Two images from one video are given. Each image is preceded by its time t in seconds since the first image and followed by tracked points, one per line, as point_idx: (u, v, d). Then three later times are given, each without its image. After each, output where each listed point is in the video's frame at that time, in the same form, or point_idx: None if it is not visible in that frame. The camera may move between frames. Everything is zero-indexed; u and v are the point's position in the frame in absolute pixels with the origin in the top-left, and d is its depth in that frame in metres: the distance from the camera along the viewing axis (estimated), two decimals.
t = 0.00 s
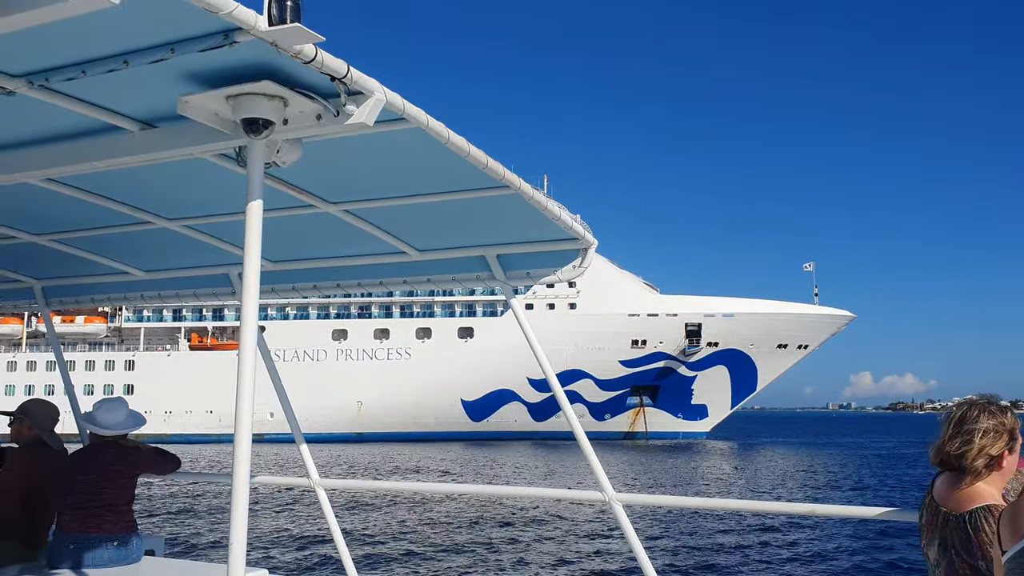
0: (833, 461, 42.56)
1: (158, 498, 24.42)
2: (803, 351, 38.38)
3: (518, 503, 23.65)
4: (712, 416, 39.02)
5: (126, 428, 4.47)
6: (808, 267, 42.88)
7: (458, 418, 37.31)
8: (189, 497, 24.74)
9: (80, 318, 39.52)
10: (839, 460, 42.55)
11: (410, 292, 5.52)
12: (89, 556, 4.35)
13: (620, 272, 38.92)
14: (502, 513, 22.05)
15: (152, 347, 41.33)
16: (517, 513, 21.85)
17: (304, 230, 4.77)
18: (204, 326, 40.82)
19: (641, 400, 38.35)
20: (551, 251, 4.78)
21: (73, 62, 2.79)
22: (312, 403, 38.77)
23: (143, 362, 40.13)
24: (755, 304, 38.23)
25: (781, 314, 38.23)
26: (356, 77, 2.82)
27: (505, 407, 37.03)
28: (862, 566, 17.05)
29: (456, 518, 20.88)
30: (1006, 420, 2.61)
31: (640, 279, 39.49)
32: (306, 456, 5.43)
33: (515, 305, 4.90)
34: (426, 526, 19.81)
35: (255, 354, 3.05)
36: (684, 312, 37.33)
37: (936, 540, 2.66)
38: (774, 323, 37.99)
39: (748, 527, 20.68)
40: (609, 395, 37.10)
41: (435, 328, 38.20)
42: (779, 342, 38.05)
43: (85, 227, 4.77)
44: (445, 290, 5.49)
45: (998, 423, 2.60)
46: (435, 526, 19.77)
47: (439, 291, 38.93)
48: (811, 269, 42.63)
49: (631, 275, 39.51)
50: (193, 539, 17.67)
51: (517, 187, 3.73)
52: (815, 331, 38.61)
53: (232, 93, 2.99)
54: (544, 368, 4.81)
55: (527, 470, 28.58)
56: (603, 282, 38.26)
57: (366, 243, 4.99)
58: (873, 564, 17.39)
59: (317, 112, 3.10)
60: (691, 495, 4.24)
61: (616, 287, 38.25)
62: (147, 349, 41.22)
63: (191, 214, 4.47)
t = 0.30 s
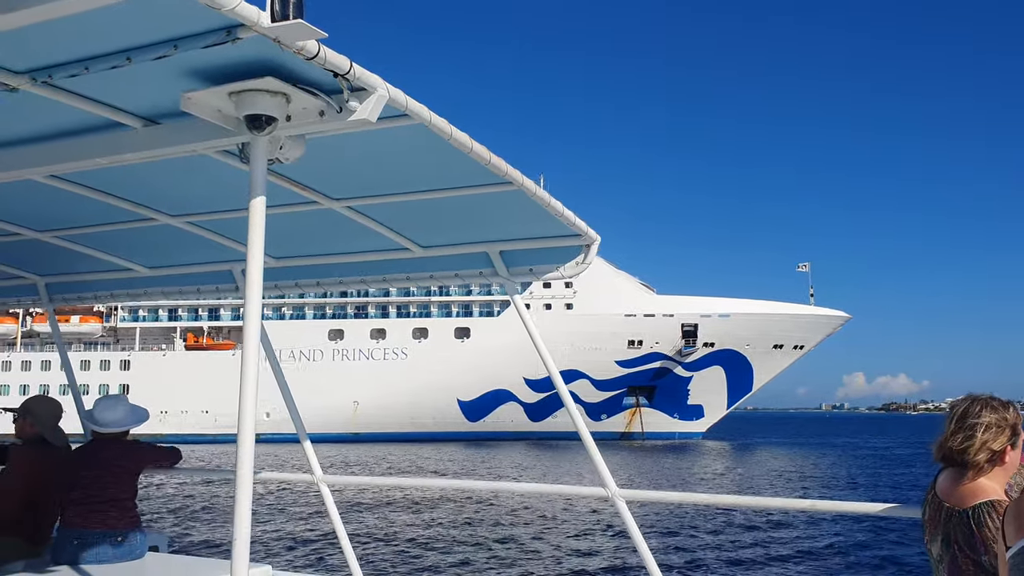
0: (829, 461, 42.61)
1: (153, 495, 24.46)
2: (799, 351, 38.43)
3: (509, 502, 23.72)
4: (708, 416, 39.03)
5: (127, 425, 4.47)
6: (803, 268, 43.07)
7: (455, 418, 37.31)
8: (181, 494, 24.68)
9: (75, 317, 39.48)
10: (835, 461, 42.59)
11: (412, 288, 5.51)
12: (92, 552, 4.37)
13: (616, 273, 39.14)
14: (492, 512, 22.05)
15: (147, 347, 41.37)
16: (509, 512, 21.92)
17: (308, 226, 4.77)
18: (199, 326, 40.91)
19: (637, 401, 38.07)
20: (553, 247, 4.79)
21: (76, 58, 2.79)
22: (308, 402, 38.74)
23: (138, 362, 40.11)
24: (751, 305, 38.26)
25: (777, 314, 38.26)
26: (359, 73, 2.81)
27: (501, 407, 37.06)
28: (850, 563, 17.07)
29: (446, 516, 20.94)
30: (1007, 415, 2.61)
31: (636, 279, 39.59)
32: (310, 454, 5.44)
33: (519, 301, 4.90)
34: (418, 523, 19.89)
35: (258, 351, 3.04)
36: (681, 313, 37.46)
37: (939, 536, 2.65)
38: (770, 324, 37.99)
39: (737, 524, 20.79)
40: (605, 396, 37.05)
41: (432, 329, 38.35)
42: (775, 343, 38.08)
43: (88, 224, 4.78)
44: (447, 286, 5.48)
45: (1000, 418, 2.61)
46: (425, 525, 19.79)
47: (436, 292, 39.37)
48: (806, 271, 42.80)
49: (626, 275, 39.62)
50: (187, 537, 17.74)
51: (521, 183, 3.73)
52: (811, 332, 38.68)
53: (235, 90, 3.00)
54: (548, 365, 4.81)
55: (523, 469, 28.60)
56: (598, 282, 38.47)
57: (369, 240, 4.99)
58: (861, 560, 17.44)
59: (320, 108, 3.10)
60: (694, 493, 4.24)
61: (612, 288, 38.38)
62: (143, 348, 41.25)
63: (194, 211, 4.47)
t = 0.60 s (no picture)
0: (826, 462, 42.64)
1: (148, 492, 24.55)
2: (797, 352, 38.27)
3: (498, 501, 23.69)
4: (705, 416, 39.16)
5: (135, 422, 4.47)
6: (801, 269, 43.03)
7: (452, 419, 37.38)
8: (173, 491, 24.76)
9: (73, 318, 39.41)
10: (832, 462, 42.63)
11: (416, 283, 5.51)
12: (98, 548, 4.37)
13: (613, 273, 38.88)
14: (481, 511, 22.00)
15: (144, 347, 41.52)
16: (501, 509, 22.00)
17: (313, 223, 4.78)
18: (197, 326, 41.03)
19: (635, 402, 38.03)
20: (558, 243, 4.79)
21: (81, 54, 2.79)
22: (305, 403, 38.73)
23: (135, 362, 40.16)
24: (749, 305, 38.15)
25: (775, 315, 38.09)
26: (363, 69, 2.81)
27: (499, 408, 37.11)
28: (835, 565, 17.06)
29: (437, 515, 21.01)
30: (1014, 409, 2.61)
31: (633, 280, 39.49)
32: (315, 450, 5.45)
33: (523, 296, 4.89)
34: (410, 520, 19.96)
35: (264, 346, 3.04)
36: (679, 314, 37.28)
37: (944, 532, 2.65)
38: (769, 324, 37.79)
39: (727, 523, 20.93)
40: (602, 396, 37.19)
41: (430, 329, 38.49)
42: (773, 344, 37.87)
43: (94, 220, 4.79)
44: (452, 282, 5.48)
45: (1006, 412, 2.61)
46: (411, 523, 19.75)
47: (434, 292, 39.27)
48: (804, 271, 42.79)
49: (624, 275, 39.50)
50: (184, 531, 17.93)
51: (525, 179, 3.73)
52: (809, 333, 38.64)
53: (239, 86, 2.99)
54: (553, 361, 4.80)
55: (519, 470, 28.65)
56: (597, 282, 38.28)
57: (374, 235, 5.00)
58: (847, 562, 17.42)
59: (324, 104, 3.10)
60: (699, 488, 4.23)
61: (610, 289, 38.17)
62: (140, 348, 41.38)
63: (197, 207, 4.47)
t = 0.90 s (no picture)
0: (822, 462, 42.76)
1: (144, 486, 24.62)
2: (792, 352, 38.29)
3: (490, 497, 23.63)
4: (702, 417, 39.05)
5: (143, 415, 4.47)
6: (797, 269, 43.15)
7: (448, 419, 37.42)
8: (167, 486, 24.77)
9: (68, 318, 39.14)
10: (828, 462, 42.74)
11: (419, 278, 5.51)
12: (102, 542, 4.39)
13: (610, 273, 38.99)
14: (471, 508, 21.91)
15: (140, 347, 41.57)
16: (493, 505, 22.11)
17: (318, 217, 4.78)
18: (193, 326, 41.02)
19: (632, 402, 38.10)
20: (559, 238, 4.79)
21: (83, 50, 2.79)
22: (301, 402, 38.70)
23: (131, 362, 40.13)
24: (744, 306, 38.25)
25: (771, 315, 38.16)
26: (365, 64, 2.81)
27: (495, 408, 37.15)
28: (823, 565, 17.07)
29: (429, 510, 21.09)
30: (1018, 403, 2.61)
31: (629, 281, 39.49)
32: (318, 447, 5.44)
33: (525, 291, 4.89)
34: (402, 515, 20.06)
35: (267, 342, 3.04)
36: (675, 314, 37.19)
37: (946, 526, 2.65)
38: (765, 325, 37.85)
39: (715, 522, 21.07)
40: (599, 396, 37.09)
41: (426, 329, 38.44)
42: (769, 344, 37.91)
43: (97, 215, 4.79)
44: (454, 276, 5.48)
45: (1009, 406, 2.60)
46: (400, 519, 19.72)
47: (431, 292, 39.17)
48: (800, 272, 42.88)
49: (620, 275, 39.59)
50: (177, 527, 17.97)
51: (527, 174, 3.73)
52: (805, 333, 38.69)
53: (240, 81, 2.99)
54: (555, 356, 4.81)
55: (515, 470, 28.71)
56: (593, 283, 38.37)
57: (375, 230, 4.99)
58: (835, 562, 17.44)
59: (326, 99, 3.10)
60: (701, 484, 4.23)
61: (606, 290, 38.11)
62: (135, 349, 41.43)
63: (199, 202, 4.47)
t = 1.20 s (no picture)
0: (819, 462, 42.79)
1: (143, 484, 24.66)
2: (790, 352, 38.31)
3: (485, 493, 23.67)
4: (699, 418, 38.98)
5: (147, 411, 4.51)
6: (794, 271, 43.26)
7: (446, 420, 37.46)
8: (166, 482, 24.79)
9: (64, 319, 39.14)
10: (826, 462, 42.78)
11: (421, 275, 5.50)
12: (108, 538, 4.41)
13: (609, 274, 38.93)
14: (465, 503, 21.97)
15: (138, 347, 41.71)
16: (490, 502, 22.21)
17: (318, 213, 4.77)
18: (190, 326, 41.10)
19: (629, 403, 37.97)
20: (562, 233, 4.79)
21: (86, 46, 2.79)
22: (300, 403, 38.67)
23: (128, 362, 40.16)
24: (743, 306, 38.30)
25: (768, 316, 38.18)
26: (368, 59, 2.81)
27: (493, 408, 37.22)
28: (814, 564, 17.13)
29: (427, 506, 21.16)
30: (1021, 396, 2.62)
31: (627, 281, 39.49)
32: (322, 443, 5.44)
33: (528, 287, 4.88)
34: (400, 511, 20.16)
35: (268, 338, 3.04)
36: (672, 314, 37.15)
37: (951, 520, 2.65)
38: (762, 326, 37.92)
39: (710, 519, 21.16)
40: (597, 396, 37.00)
41: (424, 329, 38.57)
42: (766, 345, 38.00)
43: (99, 211, 4.79)
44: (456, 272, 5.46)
45: (1013, 399, 2.61)
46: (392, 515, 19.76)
47: (429, 292, 39.51)
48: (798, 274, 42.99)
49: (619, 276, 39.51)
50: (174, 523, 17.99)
51: (529, 170, 3.73)
52: (803, 333, 38.71)
53: (244, 77, 3.00)
54: (557, 353, 4.80)
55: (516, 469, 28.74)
56: (591, 283, 38.27)
57: (377, 226, 4.99)
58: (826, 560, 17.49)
59: (329, 95, 3.10)
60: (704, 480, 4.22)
61: (603, 292, 38.23)
62: (133, 349, 41.60)
63: (202, 198, 4.48)
